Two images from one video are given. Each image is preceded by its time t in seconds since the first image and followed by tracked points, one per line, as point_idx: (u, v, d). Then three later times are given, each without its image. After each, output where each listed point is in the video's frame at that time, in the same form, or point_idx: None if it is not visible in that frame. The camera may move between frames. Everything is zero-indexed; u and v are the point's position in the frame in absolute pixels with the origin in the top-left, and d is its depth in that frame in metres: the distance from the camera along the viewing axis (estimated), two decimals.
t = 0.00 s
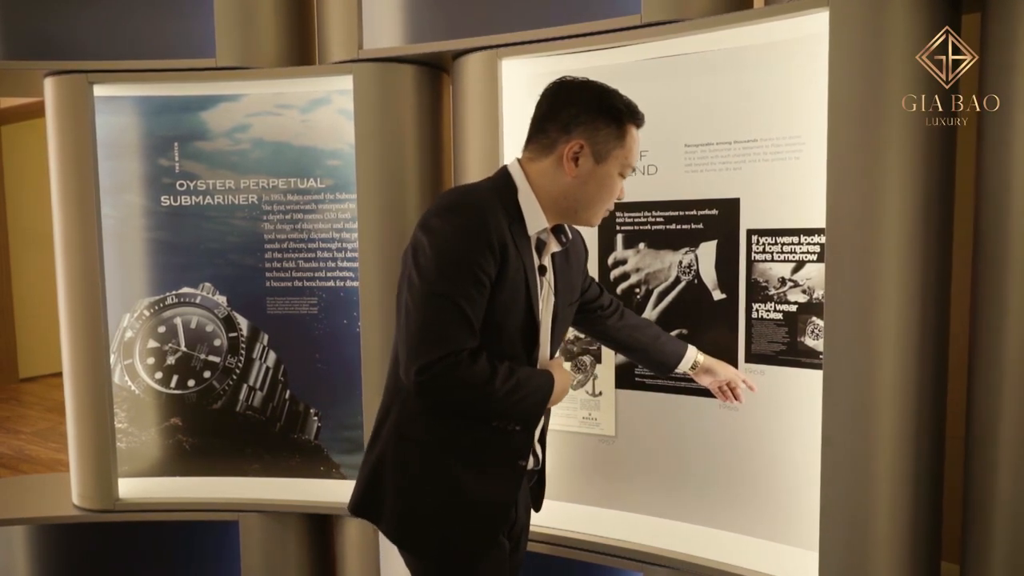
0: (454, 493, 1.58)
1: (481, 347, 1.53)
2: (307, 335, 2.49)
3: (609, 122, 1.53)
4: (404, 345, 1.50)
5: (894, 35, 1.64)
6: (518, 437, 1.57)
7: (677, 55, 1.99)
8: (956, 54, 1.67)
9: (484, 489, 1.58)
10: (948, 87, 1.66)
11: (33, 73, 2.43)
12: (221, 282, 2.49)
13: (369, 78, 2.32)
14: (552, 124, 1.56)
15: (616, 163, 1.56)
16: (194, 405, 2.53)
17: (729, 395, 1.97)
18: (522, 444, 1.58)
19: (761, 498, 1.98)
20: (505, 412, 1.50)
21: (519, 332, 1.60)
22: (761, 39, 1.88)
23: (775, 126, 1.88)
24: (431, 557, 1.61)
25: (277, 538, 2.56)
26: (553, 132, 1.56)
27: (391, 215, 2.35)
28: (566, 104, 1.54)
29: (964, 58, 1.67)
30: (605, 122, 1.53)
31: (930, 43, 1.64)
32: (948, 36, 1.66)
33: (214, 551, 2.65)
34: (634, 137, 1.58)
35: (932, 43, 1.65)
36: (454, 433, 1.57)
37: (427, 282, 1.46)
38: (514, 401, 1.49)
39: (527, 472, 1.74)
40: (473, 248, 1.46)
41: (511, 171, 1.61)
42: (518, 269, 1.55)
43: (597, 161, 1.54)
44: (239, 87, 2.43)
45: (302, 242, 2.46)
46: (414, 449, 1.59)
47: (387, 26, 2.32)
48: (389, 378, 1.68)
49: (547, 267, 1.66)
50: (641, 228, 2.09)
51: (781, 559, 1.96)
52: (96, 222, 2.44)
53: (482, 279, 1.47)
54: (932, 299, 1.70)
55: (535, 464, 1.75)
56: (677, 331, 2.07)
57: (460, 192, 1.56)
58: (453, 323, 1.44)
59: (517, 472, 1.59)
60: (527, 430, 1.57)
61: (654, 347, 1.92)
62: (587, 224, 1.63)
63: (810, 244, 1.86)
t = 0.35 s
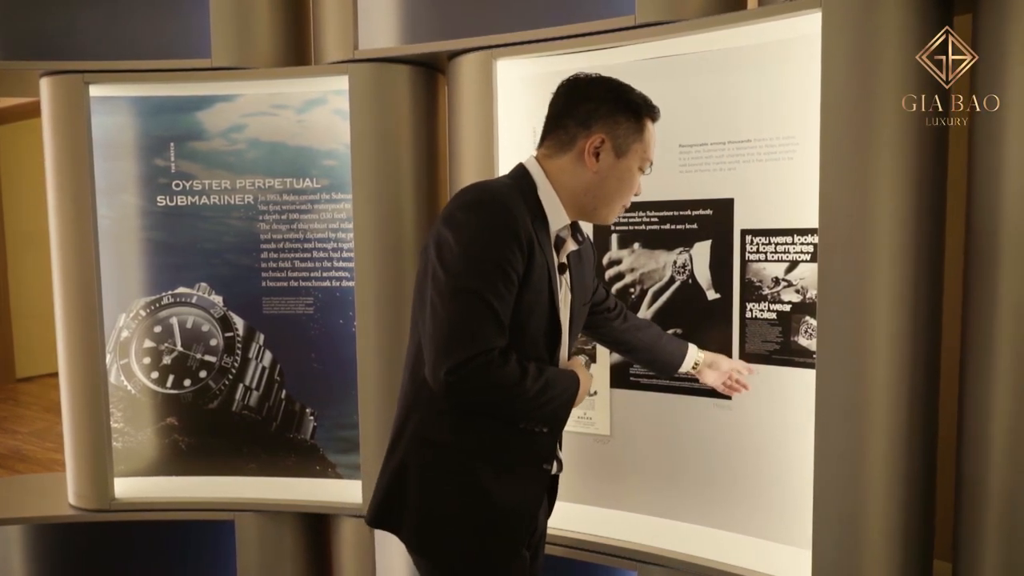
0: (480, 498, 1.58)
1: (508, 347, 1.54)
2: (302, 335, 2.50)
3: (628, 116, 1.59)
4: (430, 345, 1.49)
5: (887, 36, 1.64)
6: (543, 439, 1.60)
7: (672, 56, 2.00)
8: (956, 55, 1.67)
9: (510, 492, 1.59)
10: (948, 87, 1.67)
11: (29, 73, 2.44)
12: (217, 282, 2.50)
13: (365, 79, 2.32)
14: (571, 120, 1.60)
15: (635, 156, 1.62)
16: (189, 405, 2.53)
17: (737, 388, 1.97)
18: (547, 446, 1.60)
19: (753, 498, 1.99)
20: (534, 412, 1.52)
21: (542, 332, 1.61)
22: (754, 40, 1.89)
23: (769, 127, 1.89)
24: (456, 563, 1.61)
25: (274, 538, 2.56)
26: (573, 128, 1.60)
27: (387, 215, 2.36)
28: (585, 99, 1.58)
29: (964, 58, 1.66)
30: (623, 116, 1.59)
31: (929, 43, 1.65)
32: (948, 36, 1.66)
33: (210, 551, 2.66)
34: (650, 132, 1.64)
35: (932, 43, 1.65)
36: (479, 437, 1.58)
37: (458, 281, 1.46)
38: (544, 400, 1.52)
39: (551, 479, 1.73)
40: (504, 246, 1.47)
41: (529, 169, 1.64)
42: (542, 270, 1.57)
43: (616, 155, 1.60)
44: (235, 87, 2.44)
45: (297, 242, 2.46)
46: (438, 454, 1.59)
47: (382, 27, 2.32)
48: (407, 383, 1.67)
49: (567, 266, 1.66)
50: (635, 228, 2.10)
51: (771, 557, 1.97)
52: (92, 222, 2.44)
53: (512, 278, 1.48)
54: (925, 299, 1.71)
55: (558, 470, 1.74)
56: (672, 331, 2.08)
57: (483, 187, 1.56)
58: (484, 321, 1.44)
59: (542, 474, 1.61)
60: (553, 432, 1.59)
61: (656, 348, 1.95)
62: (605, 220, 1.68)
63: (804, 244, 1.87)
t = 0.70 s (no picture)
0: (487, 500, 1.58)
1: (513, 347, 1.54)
2: (297, 335, 2.50)
3: (629, 120, 1.60)
4: (434, 345, 1.48)
5: (878, 37, 1.65)
6: (547, 439, 1.60)
7: (664, 56, 2.01)
8: (957, 55, 1.66)
9: (518, 494, 1.59)
10: (948, 87, 1.67)
11: (22, 73, 2.43)
12: (210, 281, 2.49)
13: (358, 79, 2.32)
14: (572, 121, 1.60)
15: (634, 161, 1.63)
16: (183, 404, 2.53)
17: (734, 388, 1.97)
18: (551, 447, 1.61)
19: (743, 496, 2.00)
20: (540, 412, 1.52)
21: (545, 332, 1.61)
22: (746, 40, 1.89)
23: (761, 127, 1.89)
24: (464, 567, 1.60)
25: (268, 538, 2.56)
26: (574, 129, 1.60)
27: (381, 214, 2.36)
28: (588, 101, 1.59)
29: (964, 58, 1.64)
30: (624, 120, 1.60)
31: (929, 42, 1.66)
32: (948, 36, 1.66)
33: (204, 550, 2.67)
34: (650, 136, 1.65)
35: (932, 43, 1.66)
36: (483, 439, 1.58)
37: (462, 282, 1.46)
38: (549, 401, 1.52)
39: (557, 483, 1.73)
40: (507, 246, 1.47)
41: (528, 168, 1.62)
42: (544, 270, 1.57)
43: (616, 157, 1.60)
44: (228, 87, 2.44)
45: (291, 242, 2.46)
46: (442, 456, 1.58)
47: (376, 27, 2.32)
48: (407, 386, 1.65)
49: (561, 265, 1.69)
50: (628, 228, 2.11)
51: (762, 556, 1.97)
52: (85, 222, 2.44)
53: (516, 278, 1.49)
54: (916, 300, 1.72)
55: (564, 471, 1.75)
56: (664, 330, 2.08)
57: (483, 186, 1.56)
58: (490, 321, 1.45)
59: (547, 475, 1.61)
60: (558, 432, 1.60)
61: (646, 354, 1.94)
62: (601, 224, 1.68)
63: (796, 244, 1.88)
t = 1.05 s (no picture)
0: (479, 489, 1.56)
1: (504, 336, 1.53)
2: (289, 335, 2.49)
3: (628, 124, 1.61)
4: (424, 332, 1.49)
5: (868, 39, 1.65)
6: (539, 429, 1.57)
7: (656, 56, 2.01)
8: (957, 55, 1.64)
9: (509, 483, 1.57)
10: (948, 87, 1.66)
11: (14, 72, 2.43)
12: (203, 281, 2.49)
13: (351, 79, 2.32)
14: (573, 122, 1.61)
15: (631, 164, 1.63)
16: (176, 405, 2.53)
17: (738, 383, 1.95)
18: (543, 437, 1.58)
19: (735, 496, 2.01)
20: (529, 399, 1.50)
21: (538, 323, 1.60)
22: (737, 41, 1.90)
23: (752, 127, 1.90)
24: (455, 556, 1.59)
25: (261, 538, 2.56)
26: (574, 130, 1.61)
27: (374, 214, 2.36)
28: (589, 103, 1.59)
29: (964, 58, 1.63)
30: (623, 124, 1.61)
31: (930, 43, 1.67)
32: (948, 36, 1.64)
33: (197, 550, 2.66)
34: (648, 141, 1.66)
35: (931, 43, 1.67)
36: (476, 427, 1.56)
37: (451, 268, 1.46)
38: (538, 387, 1.50)
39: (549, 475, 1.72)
40: (495, 235, 1.47)
41: (526, 166, 1.62)
42: (536, 260, 1.57)
43: (615, 160, 1.60)
44: (221, 87, 2.43)
45: (284, 241, 2.46)
46: (433, 442, 1.58)
47: (369, 27, 2.32)
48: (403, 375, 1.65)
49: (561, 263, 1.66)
50: (620, 228, 2.11)
51: (751, 554, 1.98)
52: (77, 222, 2.43)
53: (505, 266, 1.48)
54: (906, 299, 1.72)
55: (559, 467, 1.73)
56: (656, 330, 2.09)
57: (477, 180, 1.57)
58: (478, 307, 1.44)
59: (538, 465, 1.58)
60: (549, 422, 1.56)
61: (646, 358, 1.87)
62: (597, 226, 1.66)
63: (787, 244, 1.88)
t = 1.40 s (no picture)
0: (465, 479, 1.58)
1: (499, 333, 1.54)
2: (276, 334, 2.48)
3: (636, 138, 1.65)
4: (422, 323, 1.50)
5: (850, 39, 1.66)
6: (527, 426, 1.58)
7: (641, 56, 2.02)
8: (956, 55, 1.60)
9: (494, 475, 1.58)
10: (948, 87, 1.62)
11: None
12: (188, 281, 2.47)
13: (337, 79, 2.32)
14: (584, 133, 1.65)
15: (637, 178, 1.66)
16: (160, 405, 2.51)
17: (724, 381, 1.96)
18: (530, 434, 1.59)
19: (720, 494, 2.01)
20: (518, 396, 1.51)
21: (533, 323, 1.60)
22: (722, 42, 1.91)
23: (736, 127, 1.91)
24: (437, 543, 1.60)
25: (246, 538, 2.55)
26: (585, 140, 1.64)
27: (361, 214, 2.36)
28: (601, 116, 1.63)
29: (964, 59, 1.59)
30: (631, 139, 1.65)
31: (931, 43, 1.63)
32: (948, 36, 1.60)
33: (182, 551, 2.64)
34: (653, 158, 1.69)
35: (931, 44, 1.62)
36: (465, 418, 1.58)
37: (453, 261, 1.48)
38: (528, 385, 1.50)
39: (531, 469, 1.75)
40: (500, 233, 1.48)
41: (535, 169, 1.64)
42: (537, 263, 1.57)
43: (621, 172, 1.64)
44: (206, 86, 2.42)
45: (269, 241, 2.45)
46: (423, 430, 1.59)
47: (355, 26, 2.32)
48: (396, 363, 1.66)
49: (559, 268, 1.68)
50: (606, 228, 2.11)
51: (739, 554, 1.98)
52: (60, 222, 2.42)
53: (506, 265, 1.49)
54: (887, 298, 1.74)
55: (542, 461, 1.76)
56: (642, 330, 2.09)
57: (488, 180, 1.59)
58: (476, 303, 1.46)
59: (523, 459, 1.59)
60: (536, 419, 1.57)
61: (631, 363, 1.87)
62: (597, 236, 1.69)
63: (771, 244, 1.89)
